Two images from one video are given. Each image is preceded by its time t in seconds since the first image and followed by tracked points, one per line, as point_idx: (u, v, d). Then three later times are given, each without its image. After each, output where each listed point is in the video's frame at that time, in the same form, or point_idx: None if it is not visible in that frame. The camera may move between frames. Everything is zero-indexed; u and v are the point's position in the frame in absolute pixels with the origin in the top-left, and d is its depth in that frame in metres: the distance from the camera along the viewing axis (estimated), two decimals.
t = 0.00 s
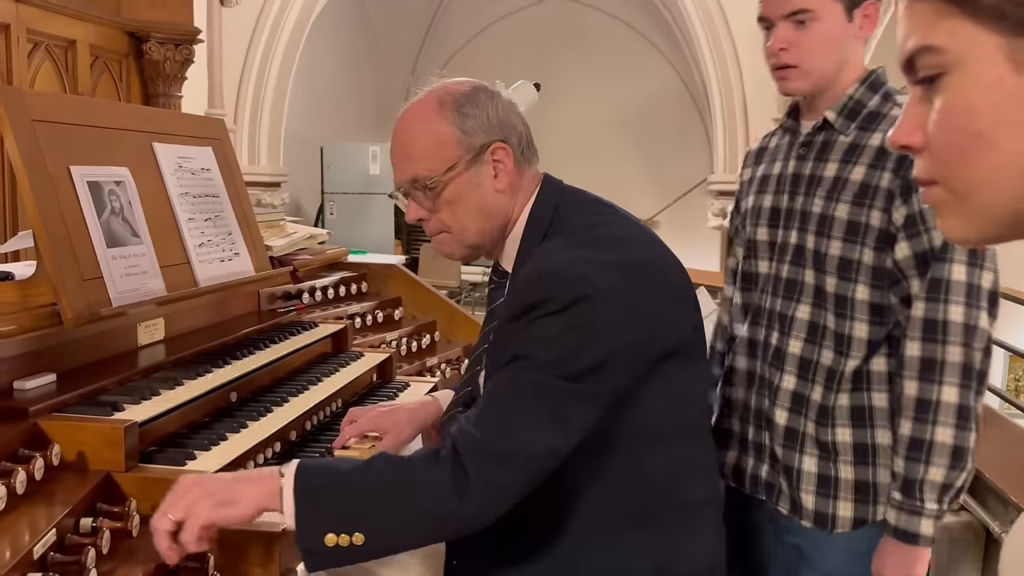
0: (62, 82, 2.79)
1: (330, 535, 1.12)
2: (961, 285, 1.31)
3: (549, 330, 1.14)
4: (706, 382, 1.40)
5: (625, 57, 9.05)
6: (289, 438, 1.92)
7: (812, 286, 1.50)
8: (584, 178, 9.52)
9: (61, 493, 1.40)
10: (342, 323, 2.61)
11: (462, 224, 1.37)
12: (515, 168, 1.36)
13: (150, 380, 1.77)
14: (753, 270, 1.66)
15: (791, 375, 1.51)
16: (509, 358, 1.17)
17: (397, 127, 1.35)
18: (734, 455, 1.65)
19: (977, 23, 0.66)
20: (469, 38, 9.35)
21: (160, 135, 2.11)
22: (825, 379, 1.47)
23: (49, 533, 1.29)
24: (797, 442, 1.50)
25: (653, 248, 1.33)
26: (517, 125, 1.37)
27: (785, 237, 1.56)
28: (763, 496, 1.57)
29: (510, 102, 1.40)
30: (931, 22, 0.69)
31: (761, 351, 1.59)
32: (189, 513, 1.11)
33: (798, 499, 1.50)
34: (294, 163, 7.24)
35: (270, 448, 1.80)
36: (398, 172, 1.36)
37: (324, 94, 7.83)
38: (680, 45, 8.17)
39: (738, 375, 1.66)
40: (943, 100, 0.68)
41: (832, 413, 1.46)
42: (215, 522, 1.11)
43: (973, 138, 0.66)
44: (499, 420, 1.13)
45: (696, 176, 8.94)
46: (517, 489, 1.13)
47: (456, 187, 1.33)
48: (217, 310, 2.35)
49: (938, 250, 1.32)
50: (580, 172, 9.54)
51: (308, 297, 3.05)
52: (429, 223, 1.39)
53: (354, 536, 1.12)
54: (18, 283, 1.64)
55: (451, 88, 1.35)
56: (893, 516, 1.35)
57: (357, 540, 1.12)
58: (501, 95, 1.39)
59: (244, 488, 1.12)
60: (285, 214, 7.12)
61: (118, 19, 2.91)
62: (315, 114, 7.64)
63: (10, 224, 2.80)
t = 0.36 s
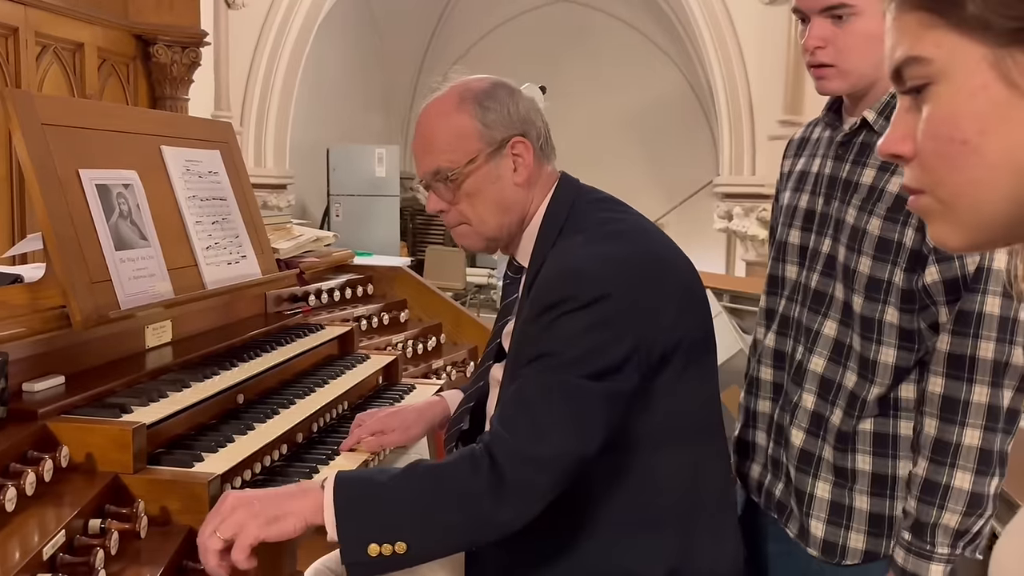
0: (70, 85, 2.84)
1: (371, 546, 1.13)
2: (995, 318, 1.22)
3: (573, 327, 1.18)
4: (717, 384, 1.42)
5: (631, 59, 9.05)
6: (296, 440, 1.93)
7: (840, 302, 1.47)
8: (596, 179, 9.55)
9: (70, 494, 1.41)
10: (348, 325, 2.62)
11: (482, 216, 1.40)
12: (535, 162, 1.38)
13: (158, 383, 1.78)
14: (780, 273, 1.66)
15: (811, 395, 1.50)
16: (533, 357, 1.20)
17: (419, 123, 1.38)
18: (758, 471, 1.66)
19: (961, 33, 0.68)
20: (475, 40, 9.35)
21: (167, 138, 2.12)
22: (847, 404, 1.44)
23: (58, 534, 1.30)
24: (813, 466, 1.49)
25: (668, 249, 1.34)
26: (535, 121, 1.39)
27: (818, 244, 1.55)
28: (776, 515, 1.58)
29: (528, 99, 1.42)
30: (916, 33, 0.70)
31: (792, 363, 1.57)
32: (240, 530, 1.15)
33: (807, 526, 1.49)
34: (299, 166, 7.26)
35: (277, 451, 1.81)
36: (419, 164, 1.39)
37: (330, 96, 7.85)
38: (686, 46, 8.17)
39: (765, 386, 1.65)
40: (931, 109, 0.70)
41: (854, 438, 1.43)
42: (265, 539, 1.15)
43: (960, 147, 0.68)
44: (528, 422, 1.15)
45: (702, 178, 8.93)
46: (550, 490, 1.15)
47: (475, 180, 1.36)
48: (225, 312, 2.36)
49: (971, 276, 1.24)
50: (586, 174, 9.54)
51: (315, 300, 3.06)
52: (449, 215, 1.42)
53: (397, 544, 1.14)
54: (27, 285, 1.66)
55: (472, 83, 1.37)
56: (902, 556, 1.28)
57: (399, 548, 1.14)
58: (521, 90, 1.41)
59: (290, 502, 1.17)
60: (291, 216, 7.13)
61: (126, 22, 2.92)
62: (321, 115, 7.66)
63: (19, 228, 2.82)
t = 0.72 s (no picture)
0: (82, 87, 2.89)
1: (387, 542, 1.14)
2: (1014, 333, 1.19)
3: (585, 321, 1.20)
4: (726, 388, 1.42)
5: (640, 61, 9.05)
6: (306, 441, 1.94)
7: (859, 313, 1.43)
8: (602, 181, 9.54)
9: (84, 493, 1.42)
10: (358, 326, 2.63)
11: (494, 222, 1.41)
12: (539, 164, 1.39)
13: (170, 383, 1.79)
14: (800, 280, 1.63)
15: (828, 407, 1.45)
16: (546, 351, 1.22)
17: (423, 137, 1.39)
18: (776, 481, 1.63)
19: (956, 32, 0.64)
20: (483, 41, 9.37)
21: (179, 140, 2.14)
22: (865, 417, 1.39)
23: (72, 533, 1.31)
24: (829, 479, 1.44)
25: (678, 248, 1.35)
26: (538, 120, 1.39)
27: (837, 252, 1.51)
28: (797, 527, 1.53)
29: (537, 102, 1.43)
30: (912, 33, 0.66)
31: (809, 374, 1.54)
32: (252, 533, 1.13)
33: (823, 539, 1.44)
34: (308, 167, 7.29)
35: (287, 451, 1.83)
36: (430, 176, 1.41)
37: (339, 98, 7.88)
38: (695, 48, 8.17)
39: (784, 395, 1.64)
40: (926, 109, 0.66)
41: (871, 450, 1.37)
42: (277, 542, 1.13)
43: (955, 146, 0.64)
44: (543, 417, 1.17)
45: (710, 180, 8.92)
46: (563, 483, 1.17)
47: (483, 190, 1.37)
48: (235, 313, 2.38)
49: (991, 289, 1.20)
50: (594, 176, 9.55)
51: (324, 301, 3.08)
52: (466, 224, 1.44)
53: (412, 542, 1.14)
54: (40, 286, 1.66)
55: (471, 92, 1.38)
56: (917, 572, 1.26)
57: (415, 546, 1.14)
58: (519, 91, 1.41)
59: (301, 506, 1.15)
60: (300, 217, 7.17)
61: (137, 24, 2.94)
62: (329, 117, 7.68)
63: (31, 229, 2.85)
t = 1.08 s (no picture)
0: (93, 87, 2.93)
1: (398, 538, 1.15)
2: None
3: (593, 320, 1.21)
4: (734, 388, 1.42)
5: (648, 61, 9.05)
6: (316, 439, 1.95)
7: (877, 312, 1.43)
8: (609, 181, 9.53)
9: (97, 489, 1.44)
10: (367, 326, 2.65)
11: (506, 218, 1.41)
12: (555, 162, 1.40)
13: (181, 381, 1.81)
14: (818, 280, 1.63)
15: (843, 407, 1.46)
16: (555, 349, 1.23)
17: (439, 130, 1.40)
18: (788, 483, 1.63)
19: (955, 31, 0.64)
20: (492, 42, 9.37)
21: (191, 140, 2.15)
22: (879, 417, 1.38)
23: (85, 529, 1.33)
24: (842, 479, 1.43)
25: (687, 247, 1.35)
26: (554, 120, 1.41)
27: (856, 251, 1.52)
28: (807, 528, 1.53)
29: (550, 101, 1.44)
30: (910, 31, 0.66)
31: (825, 374, 1.55)
32: (263, 530, 1.14)
33: (834, 541, 1.43)
34: (317, 168, 7.31)
35: (297, 449, 1.83)
36: (443, 172, 1.41)
37: (348, 98, 7.90)
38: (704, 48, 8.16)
39: (799, 396, 1.64)
40: (925, 107, 0.66)
41: (885, 453, 1.36)
42: (288, 540, 1.14)
43: (954, 145, 0.64)
44: (554, 416, 1.17)
45: (719, 181, 8.91)
46: (572, 479, 1.18)
47: (498, 184, 1.38)
48: (245, 312, 2.39)
49: (1009, 291, 1.17)
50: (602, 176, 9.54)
51: (334, 300, 3.09)
52: (476, 220, 1.43)
53: (424, 539, 1.15)
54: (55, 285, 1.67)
55: (488, 88, 1.39)
56: None
57: (427, 542, 1.15)
58: (537, 90, 1.42)
59: (312, 504, 1.17)
60: (309, 218, 7.19)
61: (148, 25, 2.93)
62: (338, 117, 7.70)
63: (42, 229, 2.87)
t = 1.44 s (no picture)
0: (107, 87, 2.91)
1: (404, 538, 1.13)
2: None
3: (601, 318, 1.21)
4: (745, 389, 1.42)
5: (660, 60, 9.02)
6: (328, 435, 1.96)
7: (896, 309, 1.43)
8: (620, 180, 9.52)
9: (113, 483, 1.45)
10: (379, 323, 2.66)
11: (517, 214, 1.42)
12: (569, 160, 1.41)
13: (196, 377, 1.82)
14: (839, 277, 1.63)
15: (860, 403, 1.46)
16: (565, 348, 1.23)
17: (453, 123, 1.39)
18: (803, 482, 1.63)
19: (990, 16, 0.75)
20: (503, 41, 9.37)
21: (205, 138, 2.17)
22: (896, 415, 1.38)
23: (101, 522, 1.34)
24: (857, 478, 1.44)
25: (695, 246, 1.36)
26: (569, 119, 1.42)
27: (878, 247, 1.51)
28: (820, 527, 1.54)
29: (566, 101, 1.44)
30: (949, 15, 0.78)
31: (843, 371, 1.55)
32: (267, 531, 1.12)
33: (846, 540, 1.44)
34: (328, 165, 7.34)
35: (310, 444, 1.84)
36: (454, 165, 1.40)
37: (359, 97, 7.92)
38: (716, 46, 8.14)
39: (816, 394, 1.64)
40: (961, 88, 0.77)
41: (900, 454, 1.36)
42: (291, 541, 1.12)
43: (986, 127, 0.75)
44: (563, 414, 1.17)
45: (730, 179, 8.88)
46: (581, 476, 1.18)
47: (513, 178, 1.38)
48: (258, 309, 2.40)
49: None
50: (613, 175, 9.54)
51: (346, 297, 3.10)
52: (485, 215, 1.44)
53: (431, 538, 1.14)
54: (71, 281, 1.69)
55: (507, 81, 1.39)
56: None
57: (434, 542, 1.14)
58: (553, 88, 1.43)
59: (318, 505, 1.15)
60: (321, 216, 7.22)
61: (161, 24, 2.97)
62: (349, 116, 7.72)
63: (56, 226, 2.88)
